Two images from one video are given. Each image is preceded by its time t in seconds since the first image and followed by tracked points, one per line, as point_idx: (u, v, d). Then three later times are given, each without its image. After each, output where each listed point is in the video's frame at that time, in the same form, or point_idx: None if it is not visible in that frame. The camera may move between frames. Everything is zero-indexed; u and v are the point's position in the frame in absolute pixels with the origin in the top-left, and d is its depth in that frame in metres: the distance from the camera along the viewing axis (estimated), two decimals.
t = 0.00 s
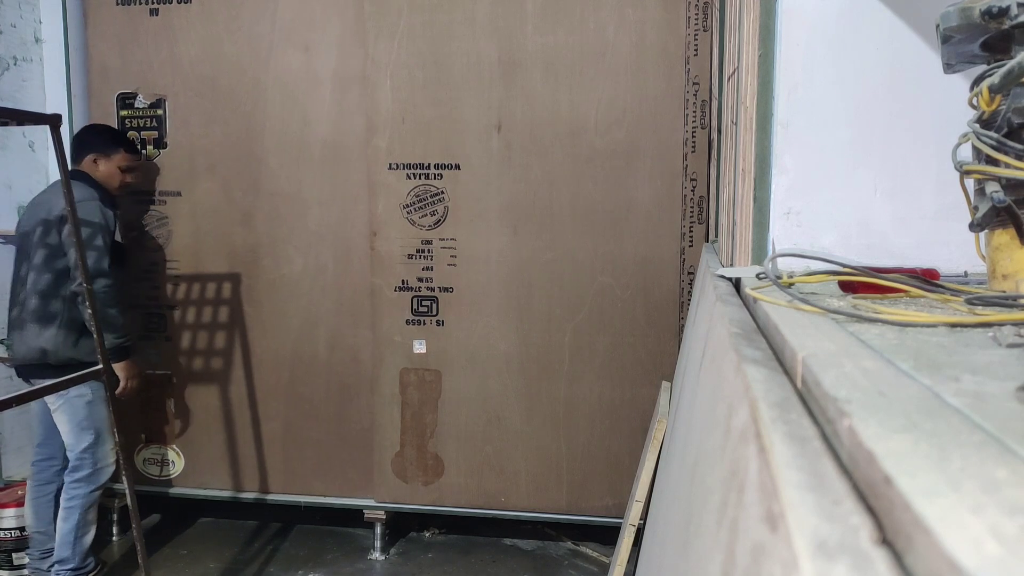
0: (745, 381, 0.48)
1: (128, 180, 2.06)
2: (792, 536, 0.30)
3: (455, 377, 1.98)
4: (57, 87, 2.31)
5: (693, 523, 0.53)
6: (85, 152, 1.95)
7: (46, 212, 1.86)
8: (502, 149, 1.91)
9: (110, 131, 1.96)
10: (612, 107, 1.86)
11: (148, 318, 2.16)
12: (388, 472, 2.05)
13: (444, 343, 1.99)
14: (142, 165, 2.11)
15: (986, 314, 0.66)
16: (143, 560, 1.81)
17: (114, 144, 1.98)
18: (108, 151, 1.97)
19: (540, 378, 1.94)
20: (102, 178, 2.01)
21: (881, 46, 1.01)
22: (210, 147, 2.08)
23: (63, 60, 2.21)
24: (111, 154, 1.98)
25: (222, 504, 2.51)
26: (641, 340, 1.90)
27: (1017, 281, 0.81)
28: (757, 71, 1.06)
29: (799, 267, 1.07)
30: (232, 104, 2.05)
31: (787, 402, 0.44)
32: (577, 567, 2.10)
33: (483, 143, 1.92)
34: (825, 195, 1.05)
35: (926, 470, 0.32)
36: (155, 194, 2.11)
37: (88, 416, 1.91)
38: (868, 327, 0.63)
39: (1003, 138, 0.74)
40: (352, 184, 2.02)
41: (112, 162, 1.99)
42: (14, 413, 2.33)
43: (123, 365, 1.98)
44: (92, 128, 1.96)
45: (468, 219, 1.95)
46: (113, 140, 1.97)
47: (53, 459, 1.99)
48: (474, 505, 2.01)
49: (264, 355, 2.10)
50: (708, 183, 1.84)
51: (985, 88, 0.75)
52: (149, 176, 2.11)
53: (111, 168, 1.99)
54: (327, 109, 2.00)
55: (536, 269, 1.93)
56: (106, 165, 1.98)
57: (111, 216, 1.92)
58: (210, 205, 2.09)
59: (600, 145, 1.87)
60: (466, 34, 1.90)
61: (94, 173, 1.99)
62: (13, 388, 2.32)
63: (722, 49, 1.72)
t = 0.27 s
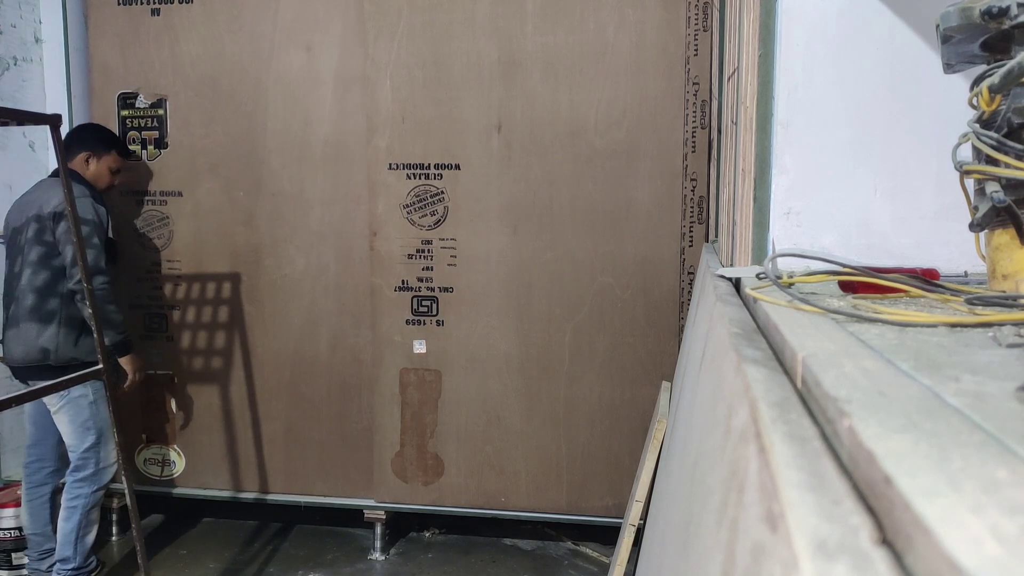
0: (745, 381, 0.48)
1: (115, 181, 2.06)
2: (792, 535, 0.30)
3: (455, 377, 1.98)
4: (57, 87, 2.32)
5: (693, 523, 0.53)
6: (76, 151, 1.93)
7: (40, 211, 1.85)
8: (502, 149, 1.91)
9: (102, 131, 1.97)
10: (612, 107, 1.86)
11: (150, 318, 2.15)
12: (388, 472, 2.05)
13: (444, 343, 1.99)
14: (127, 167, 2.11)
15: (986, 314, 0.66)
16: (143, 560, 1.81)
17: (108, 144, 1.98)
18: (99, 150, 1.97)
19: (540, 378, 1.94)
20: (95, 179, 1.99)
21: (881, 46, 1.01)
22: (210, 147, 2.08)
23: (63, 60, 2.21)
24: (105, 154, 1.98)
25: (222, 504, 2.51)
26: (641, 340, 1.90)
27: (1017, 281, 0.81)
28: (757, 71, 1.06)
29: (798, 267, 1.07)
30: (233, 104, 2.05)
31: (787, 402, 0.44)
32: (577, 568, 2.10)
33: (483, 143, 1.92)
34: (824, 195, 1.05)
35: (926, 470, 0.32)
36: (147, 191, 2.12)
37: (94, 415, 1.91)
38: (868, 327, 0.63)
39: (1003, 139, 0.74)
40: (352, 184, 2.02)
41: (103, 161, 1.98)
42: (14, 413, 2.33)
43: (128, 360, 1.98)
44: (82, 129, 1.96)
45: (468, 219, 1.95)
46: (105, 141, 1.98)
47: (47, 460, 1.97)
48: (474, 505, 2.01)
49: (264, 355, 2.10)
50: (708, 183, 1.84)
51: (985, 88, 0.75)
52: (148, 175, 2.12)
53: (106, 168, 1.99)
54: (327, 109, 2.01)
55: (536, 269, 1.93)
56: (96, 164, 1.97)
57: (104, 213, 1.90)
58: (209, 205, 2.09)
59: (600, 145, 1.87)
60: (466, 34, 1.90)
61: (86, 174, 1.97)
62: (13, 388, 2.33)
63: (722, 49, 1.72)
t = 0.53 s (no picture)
0: (746, 381, 0.48)
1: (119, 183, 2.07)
2: (792, 535, 0.30)
3: (455, 377, 1.98)
4: (57, 87, 2.32)
5: (693, 523, 0.53)
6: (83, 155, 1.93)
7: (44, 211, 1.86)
8: (502, 149, 1.91)
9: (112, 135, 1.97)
10: (612, 107, 1.86)
11: (152, 319, 2.15)
12: (388, 472, 2.05)
13: (444, 343, 1.99)
14: (132, 168, 2.12)
15: (986, 314, 0.66)
16: (142, 560, 1.81)
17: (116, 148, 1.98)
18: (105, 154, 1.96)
19: (540, 378, 1.94)
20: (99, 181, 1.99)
21: (881, 46, 1.01)
22: (210, 147, 2.08)
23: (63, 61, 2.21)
24: (113, 158, 1.98)
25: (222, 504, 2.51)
26: (641, 340, 1.90)
27: (1017, 281, 0.81)
28: (757, 71, 1.06)
29: (799, 267, 1.07)
30: (233, 104, 2.05)
31: (787, 402, 0.44)
32: (577, 568, 2.10)
33: (483, 143, 1.92)
34: (824, 195, 1.05)
35: (926, 470, 0.32)
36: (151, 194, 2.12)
37: (93, 416, 1.92)
38: (868, 327, 0.63)
39: (1003, 139, 0.74)
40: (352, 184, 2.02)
41: (109, 165, 1.98)
42: (15, 413, 2.33)
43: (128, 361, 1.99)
44: (93, 131, 1.96)
45: (468, 219, 1.95)
46: (113, 144, 1.98)
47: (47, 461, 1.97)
48: (474, 505, 2.01)
49: (264, 355, 2.10)
50: (708, 183, 1.84)
51: (985, 88, 0.75)
52: (154, 177, 2.12)
53: (111, 171, 2.00)
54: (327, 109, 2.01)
55: (536, 269, 1.93)
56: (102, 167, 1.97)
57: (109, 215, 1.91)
58: (210, 205, 2.09)
59: (600, 145, 1.87)
60: (466, 34, 1.90)
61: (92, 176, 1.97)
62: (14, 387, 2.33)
63: (722, 49, 1.72)
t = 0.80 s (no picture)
0: (745, 381, 0.48)
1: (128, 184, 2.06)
2: (792, 535, 0.30)
3: (455, 377, 1.98)
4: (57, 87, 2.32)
5: (693, 524, 0.53)
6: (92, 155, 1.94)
7: (47, 211, 1.86)
8: (502, 149, 1.91)
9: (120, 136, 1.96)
10: (612, 107, 1.86)
11: (159, 319, 2.15)
12: (388, 471, 2.05)
13: (444, 343, 1.99)
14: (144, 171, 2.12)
15: (986, 314, 0.66)
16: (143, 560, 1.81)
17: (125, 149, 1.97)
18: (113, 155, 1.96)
19: (540, 377, 1.94)
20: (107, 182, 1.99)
21: (881, 46, 1.01)
22: (210, 147, 2.08)
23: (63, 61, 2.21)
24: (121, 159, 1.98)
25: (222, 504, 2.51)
26: (641, 341, 1.90)
27: (1017, 280, 0.81)
28: (757, 71, 1.06)
29: (798, 267, 1.07)
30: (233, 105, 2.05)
31: (787, 402, 0.44)
32: (577, 568, 2.10)
33: (483, 143, 1.92)
34: (824, 195, 1.05)
35: (927, 470, 0.32)
36: (162, 194, 2.12)
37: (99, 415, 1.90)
38: (868, 327, 0.63)
39: (1003, 138, 0.74)
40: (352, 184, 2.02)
41: (117, 167, 1.98)
42: (15, 413, 2.33)
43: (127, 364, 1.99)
44: (101, 132, 1.96)
45: (468, 219, 1.95)
46: (122, 145, 1.97)
47: (54, 460, 1.98)
48: (474, 505, 2.01)
49: (264, 355, 2.10)
50: (708, 183, 1.84)
51: (985, 88, 0.75)
52: (157, 178, 2.12)
53: (120, 172, 1.99)
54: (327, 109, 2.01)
55: (536, 269, 1.93)
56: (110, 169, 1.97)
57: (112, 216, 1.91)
58: (210, 205, 2.09)
59: (600, 145, 1.87)
60: (466, 34, 1.90)
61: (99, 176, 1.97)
62: (14, 387, 2.33)
63: (722, 49, 1.72)
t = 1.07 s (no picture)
0: (745, 381, 0.48)
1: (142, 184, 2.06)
2: (793, 536, 0.30)
3: (455, 376, 1.98)
4: (58, 87, 2.32)
5: (694, 524, 0.52)
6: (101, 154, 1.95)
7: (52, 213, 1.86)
8: (502, 149, 1.91)
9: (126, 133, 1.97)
10: (612, 107, 1.86)
11: (184, 320, 2.14)
12: (388, 471, 2.05)
13: (444, 343, 1.99)
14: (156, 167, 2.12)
15: (986, 314, 0.66)
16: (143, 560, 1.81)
17: (131, 145, 1.98)
18: (122, 153, 1.97)
19: (540, 377, 1.94)
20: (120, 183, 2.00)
21: (881, 46, 1.01)
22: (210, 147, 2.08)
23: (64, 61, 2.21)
24: (129, 157, 1.98)
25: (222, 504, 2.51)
26: (641, 340, 1.90)
27: (1017, 280, 0.81)
28: (757, 71, 1.06)
29: (799, 267, 1.07)
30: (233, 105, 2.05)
31: (787, 402, 0.44)
32: (577, 568, 2.10)
33: (483, 143, 1.92)
34: (824, 195, 1.05)
35: (926, 470, 0.32)
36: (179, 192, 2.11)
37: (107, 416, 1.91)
38: (868, 327, 0.63)
39: (1003, 139, 0.74)
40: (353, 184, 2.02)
41: (125, 164, 1.98)
42: (15, 413, 2.32)
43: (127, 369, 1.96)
44: (105, 132, 1.96)
45: (468, 219, 1.95)
46: (129, 143, 1.97)
47: (57, 460, 1.97)
48: (474, 505, 2.01)
49: (264, 355, 2.10)
50: (708, 183, 1.84)
51: (985, 88, 0.75)
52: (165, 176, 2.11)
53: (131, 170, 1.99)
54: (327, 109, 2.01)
55: (536, 269, 1.93)
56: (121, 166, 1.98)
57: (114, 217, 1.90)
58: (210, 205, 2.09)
59: (600, 145, 1.87)
60: (466, 34, 1.90)
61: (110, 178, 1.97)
62: (15, 388, 2.33)
63: (722, 49, 1.72)
